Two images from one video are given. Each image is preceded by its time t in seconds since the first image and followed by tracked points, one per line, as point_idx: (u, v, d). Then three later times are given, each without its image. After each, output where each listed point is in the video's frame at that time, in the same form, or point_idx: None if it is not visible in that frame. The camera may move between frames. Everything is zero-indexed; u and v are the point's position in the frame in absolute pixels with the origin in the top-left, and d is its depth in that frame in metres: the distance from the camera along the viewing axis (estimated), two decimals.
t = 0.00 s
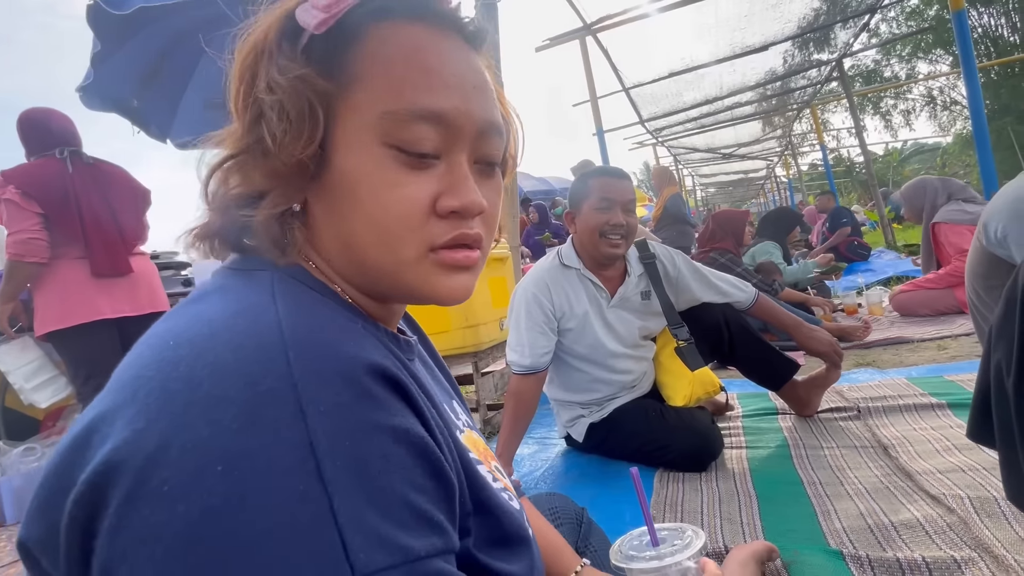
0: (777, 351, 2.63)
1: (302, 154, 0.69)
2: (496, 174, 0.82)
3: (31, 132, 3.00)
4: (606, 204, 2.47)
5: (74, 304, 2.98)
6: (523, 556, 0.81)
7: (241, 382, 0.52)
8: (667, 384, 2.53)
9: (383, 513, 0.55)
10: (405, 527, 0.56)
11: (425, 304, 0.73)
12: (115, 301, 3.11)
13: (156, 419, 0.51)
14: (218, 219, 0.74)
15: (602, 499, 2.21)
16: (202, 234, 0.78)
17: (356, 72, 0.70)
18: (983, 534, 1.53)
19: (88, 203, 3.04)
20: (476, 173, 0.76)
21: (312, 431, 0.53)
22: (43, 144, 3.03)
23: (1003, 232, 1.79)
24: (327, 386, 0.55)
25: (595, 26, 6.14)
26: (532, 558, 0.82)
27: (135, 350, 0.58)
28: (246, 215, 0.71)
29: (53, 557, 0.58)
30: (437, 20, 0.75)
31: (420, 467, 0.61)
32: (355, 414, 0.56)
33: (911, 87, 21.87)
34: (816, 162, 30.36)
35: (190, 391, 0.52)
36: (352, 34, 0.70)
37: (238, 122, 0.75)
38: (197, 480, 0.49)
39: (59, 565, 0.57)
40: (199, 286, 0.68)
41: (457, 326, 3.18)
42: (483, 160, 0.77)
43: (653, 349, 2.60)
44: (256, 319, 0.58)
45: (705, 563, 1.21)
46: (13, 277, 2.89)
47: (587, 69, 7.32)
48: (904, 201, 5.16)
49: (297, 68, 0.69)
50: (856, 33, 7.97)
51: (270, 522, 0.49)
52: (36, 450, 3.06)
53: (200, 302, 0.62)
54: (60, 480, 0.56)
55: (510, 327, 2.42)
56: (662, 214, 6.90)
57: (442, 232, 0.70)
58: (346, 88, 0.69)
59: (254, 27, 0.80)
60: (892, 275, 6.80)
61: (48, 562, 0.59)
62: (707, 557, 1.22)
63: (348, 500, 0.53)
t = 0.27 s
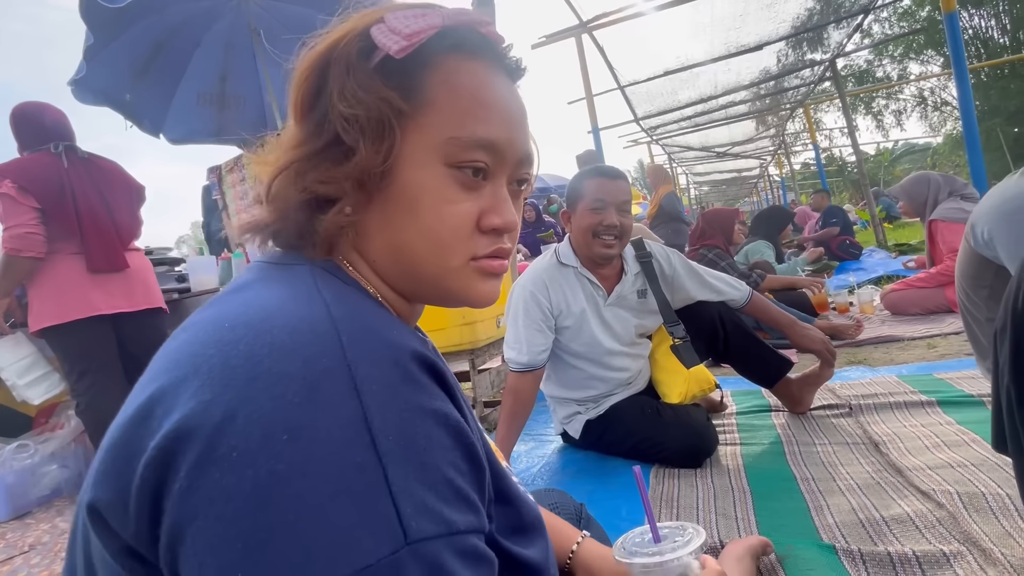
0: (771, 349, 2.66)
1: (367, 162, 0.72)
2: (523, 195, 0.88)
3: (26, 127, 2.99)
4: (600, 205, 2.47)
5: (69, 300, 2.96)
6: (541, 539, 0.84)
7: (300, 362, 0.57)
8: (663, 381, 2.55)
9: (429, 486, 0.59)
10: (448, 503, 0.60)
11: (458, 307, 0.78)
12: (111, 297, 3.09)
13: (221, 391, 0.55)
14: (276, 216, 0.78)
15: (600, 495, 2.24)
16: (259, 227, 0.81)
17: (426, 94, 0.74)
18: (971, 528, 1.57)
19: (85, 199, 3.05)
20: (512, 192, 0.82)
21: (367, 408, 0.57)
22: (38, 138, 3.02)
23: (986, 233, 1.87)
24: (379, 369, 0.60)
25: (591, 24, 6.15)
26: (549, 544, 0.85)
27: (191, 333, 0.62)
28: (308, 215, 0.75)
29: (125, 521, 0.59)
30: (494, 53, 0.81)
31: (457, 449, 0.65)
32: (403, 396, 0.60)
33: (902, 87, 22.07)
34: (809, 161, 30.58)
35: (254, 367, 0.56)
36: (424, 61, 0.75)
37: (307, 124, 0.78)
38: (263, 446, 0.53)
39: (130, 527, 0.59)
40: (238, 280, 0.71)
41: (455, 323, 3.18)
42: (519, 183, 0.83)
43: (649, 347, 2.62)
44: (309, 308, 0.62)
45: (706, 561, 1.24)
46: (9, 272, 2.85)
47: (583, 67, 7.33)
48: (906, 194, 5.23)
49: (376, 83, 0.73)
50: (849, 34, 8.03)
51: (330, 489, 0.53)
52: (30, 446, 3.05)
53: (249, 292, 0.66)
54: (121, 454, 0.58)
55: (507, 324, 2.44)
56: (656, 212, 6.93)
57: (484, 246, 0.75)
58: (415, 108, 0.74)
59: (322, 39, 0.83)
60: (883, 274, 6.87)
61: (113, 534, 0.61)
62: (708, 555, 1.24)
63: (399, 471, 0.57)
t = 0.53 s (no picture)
0: (766, 352, 2.72)
1: (436, 186, 0.82)
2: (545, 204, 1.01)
3: (24, 126, 2.97)
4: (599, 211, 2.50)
5: (68, 300, 2.94)
6: (569, 530, 0.94)
7: (386, 365, 0.63)
8: (661, 383, 2.60)
9: (499, 480, 0.65)
10: (513, 496, 0.66)
11: (501, 307, 0.90)
12: (109, 296, 3.07)
13: (318, 389, 0.60)
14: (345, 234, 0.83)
15: (603, 495, 2.28)
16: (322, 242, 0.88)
17: (482, 124, 0.84)
18: (961, 527, 1.63)
19: (84, 199, 3.04)
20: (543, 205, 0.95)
21: (445, 409, 0.64)
22: (35, 137, 3.00)
23: (970, 242, 2.00)
24: (451, 374, 0.67)
25: (587, 25, 6.18)
26: (576, 536, 0.94)
27: (278, 338, 0.68)
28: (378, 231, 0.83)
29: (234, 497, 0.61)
30: (530, 86, 0.92)
31: (515, 449, 0.72)
32: (473, 398, 0.67)
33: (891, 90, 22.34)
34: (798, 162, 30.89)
35: (343, 369, 0.62)
36: (478, 95, 0.85)
37: (369, 148, 0.86)
38: (360, 438, 0.58)
39: (242, 507, 0.61)
40: (306, 293, 0.78)
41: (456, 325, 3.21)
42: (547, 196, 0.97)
43: (647, 349, 2.67)
44: (383, 320, 0.69)
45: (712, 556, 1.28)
46: (8, 271, 2.82)
47: (578, 67, 7.35)
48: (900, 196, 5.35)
49: (441, 114, 0.82)
50: (840, 37, 8.14)
51: (418, 479, 0.59)
52: (27, 446, 3.03)
53: (325, 304, 0.73)
54: (222, 446, 0.62)
55: (509, 326, 2.48)
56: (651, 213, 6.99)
57: (527, 253, 0.88)
58: (473, 136, 0.84)
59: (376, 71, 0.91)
60: (873, 275, 6.99)
61: (217, 519, 0.63)
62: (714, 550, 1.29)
63: (476, 465, 0.63)
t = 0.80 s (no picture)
0: (768, 351, 2.74)
1: (461, 176, 0.83)
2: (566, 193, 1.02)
3: (24, 121, 2.95)
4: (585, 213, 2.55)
5: (69, 296, 2.92)
6: (594, 525, 0.99)
7: (433, 360, 0.64)
8: (664, 382, 2.60)
9: (539, 475, 0.67)
10: (552, 490, 0.68)
11: (532, 294, 0.90)
12: (109, 293, 3.05)
13: (369, 382, 0.61)
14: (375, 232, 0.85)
15: (607, 493, 2.29)
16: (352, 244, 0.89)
17: (501, 113, 0.85)
18: (963, 524, 1.66)
19: (84, 194, 3.02)
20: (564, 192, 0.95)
21: (490, 405, 0.66)
22: (35, 131, 2.97)
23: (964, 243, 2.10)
24: (493, 372, 0.69)
25: (587, 24, 6.19)
26: (601, 529, 0.99)
27: (321, 331, 0.69)
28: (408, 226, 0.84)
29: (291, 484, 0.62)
30: (543, 75, 0.94)
31: (551, 445, 0.74)
32: (513, 395, 0.69)
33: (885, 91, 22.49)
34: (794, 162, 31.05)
35: (391, 363, 0.63)
36: (494, 86, 0.86)
37: (394, 148, 0.88)
38: (412, 432, 0.59)
39: (299, 492, 0.62)
40: (344, 288, 0.79)
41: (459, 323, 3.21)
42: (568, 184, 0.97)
43: (650, 348, 2.67)
44: (426, 316, 0.70)
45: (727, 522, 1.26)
46: (6, 268, 2.81)
47: (577, 66, 7.36)
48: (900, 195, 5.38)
49: (462, 106, 0.83)
50: (838, 39, 8.18)
51: (466, 471, 0.60)
52: (26, 443, 3.00)
53: (364, 299, 0.74)
54: (275, 435, 0.62)
55: (513, 325, 2.50)
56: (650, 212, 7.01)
57: (554, 237, 0.88)
58: (492, 125, 0.85)
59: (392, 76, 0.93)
60: (869, 276, 7.04)
61: (271, 507, 0.63)
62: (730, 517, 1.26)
63: (519, 459, 0.65)
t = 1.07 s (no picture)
0: (764, 352, 2.76)
1: (444, 173, 0.83)
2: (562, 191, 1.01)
3: (18, 116, 2.92)
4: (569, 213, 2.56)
5: (64, 293, 2.91)
6: (589, 524, 0.99)
7: (421, 362, 0.65)
8: (660, 382, 2.61)
9: (529, 477, 0.67)
10: (541, 491, 0.69)
11: (521, 293, 0.89)
12: (104, 290, 3.04)
13: (358, 386, 0.61)
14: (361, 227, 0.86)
15: (603, 493, 2.30)
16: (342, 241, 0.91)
17: (486, 109, 0.85)
18: (955, 524, 1.68)
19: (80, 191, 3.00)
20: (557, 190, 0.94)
21: (479, 407, 0.66)
22: (31, 127, 2.95)
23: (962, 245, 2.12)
24: (482, 373, 0.69)
25: (586, 24, 6.20)
26: (596, 528, 0.99)
27: (310, 332, 0.69)
28: (392, 222, 0.85)
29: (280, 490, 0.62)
30: (533, 71, 0.93)
31: (542, 445, 0.74)
32: (503, 397, 0.70)
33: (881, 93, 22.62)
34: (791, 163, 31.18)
35: (377, 367, 0.63)
36: (480, 82, 0.87)
37: (380, 148, 0.90)
38: (400, 436, 0.59)
39: (287, 501, 0.62)
40: (335, 290, 0.80)
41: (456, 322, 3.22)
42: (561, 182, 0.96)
43: (646, 347, 2.68)
44: (416, 318, 0.71)
45: (718, 476, 1.20)
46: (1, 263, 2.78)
47: (575, 66, 7.37)
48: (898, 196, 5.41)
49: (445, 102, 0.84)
50: (834, 40, 8.22)
51: (454, 474, 0.60)
52: (20, 441, 2.98)
53: (353, 301, 0.74)
54: (263, 441, 0.63)
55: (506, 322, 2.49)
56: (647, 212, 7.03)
57: (543, 235, 0.86)
58: (477, 121, 0.85)
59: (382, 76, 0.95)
60: (864, 277, 7.09)
61: (261, 512, 0.63)
62: (721, 470, 1.21)
63: (508, 461, 0.65)
